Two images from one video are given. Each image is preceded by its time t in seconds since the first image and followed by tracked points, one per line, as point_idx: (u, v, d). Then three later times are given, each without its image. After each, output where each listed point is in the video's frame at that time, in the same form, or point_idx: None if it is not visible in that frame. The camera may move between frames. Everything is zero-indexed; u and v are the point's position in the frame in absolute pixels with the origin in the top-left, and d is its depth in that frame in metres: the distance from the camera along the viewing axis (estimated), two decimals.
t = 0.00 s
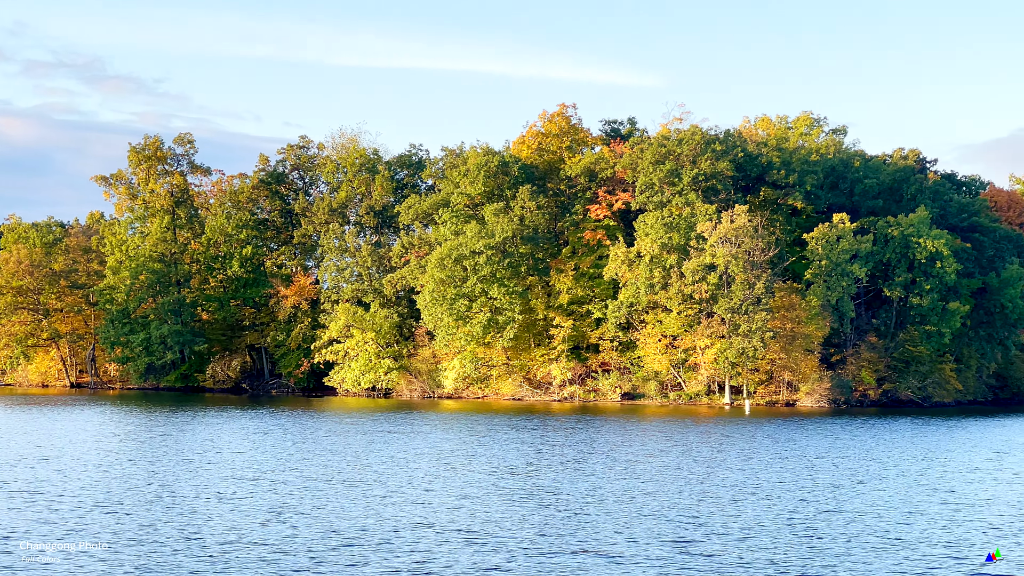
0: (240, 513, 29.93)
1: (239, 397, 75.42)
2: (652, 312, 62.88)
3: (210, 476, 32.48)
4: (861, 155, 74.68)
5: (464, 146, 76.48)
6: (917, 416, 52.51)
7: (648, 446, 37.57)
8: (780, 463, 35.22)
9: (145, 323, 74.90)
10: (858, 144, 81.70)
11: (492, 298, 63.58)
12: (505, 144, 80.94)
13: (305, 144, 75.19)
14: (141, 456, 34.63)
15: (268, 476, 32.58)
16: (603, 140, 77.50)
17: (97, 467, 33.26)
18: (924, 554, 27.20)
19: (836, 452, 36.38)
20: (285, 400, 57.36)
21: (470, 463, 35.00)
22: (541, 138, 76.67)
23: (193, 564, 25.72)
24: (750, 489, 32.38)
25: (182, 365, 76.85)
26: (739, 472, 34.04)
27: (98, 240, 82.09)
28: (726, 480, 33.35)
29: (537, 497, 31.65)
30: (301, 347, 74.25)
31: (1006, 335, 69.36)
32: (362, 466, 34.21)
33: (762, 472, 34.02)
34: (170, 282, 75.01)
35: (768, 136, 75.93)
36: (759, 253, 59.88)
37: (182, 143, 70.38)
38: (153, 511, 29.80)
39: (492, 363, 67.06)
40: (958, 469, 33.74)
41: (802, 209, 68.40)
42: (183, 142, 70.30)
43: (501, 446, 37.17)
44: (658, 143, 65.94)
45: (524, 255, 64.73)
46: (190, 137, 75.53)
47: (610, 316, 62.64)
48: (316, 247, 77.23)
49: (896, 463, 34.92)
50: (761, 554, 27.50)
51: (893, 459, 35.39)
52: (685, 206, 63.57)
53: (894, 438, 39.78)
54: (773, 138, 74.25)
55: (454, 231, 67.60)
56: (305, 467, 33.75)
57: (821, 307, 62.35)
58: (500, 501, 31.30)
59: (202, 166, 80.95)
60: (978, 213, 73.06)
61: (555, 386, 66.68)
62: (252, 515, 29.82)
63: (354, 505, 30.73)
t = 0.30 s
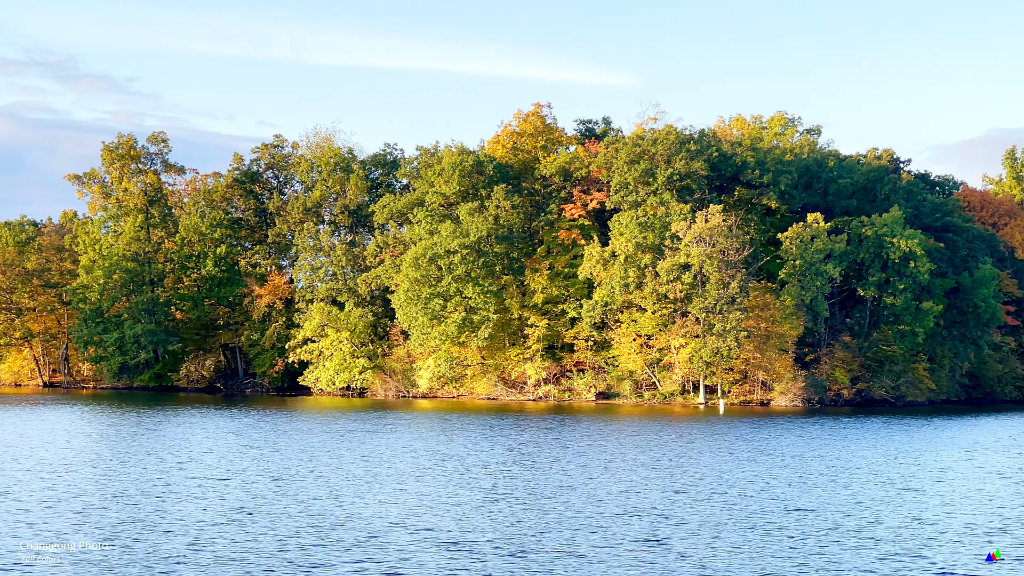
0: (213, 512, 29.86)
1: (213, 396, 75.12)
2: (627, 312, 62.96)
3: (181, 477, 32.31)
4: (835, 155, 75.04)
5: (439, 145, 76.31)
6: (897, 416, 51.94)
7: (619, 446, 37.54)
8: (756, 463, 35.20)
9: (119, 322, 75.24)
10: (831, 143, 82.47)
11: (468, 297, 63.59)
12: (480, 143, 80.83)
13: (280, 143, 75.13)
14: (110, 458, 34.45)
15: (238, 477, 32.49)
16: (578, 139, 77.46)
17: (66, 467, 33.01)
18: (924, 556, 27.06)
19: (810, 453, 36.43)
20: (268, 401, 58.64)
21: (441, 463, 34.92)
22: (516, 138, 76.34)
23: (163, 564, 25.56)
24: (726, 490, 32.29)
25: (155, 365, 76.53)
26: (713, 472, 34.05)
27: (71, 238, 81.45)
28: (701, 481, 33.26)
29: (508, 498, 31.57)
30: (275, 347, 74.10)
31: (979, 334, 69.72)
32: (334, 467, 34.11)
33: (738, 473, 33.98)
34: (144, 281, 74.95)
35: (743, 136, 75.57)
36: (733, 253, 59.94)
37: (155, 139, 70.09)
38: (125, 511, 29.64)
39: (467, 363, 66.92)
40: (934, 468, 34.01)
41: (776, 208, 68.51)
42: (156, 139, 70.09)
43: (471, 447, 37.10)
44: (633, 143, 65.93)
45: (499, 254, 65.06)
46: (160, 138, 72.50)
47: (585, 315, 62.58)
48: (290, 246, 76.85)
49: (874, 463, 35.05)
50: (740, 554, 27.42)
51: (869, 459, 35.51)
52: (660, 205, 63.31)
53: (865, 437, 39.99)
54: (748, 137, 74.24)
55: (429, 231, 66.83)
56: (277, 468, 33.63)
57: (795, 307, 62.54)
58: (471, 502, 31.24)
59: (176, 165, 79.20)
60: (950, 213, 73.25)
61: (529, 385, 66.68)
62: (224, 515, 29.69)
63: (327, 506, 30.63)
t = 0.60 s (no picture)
0: (184, 513, 29.67)
1: (188, 396, 74.85)
2: (602, 311, 62.99)
3: (150, 480, 32.12)
4: (810, 155, 74.95)
5: (414, 144, 76.06)
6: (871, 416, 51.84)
7: (589, 448, 37.48)
8: (730, 464, 35.11)
9: (93, 321, 75.13)
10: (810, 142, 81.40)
11: (443, 297, 63.50)
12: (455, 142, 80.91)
13: (254, 141, 74.83)
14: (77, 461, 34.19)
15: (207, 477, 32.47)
16: (553, 139, 77.64)
17: (32, 469, 32.63)
18: (925, 557, 26.86)
19: (784, 454, 36.40)
20: (244, 400, 58.38)
21: (411, 464, 34.77)
22: (491, 138, 76.58)
23: (131, 564, 25.32)
24: (702, 492, 32.16)
25: (129, 365, 76.22)
26: (687, 473, 33.98)
27: (43, 237, 80.90)
28: (675, 482, 33.15)
29: (480, 499, 31.46)
30: (250, 346, 73.96)
31: (952, 333, 70.17)
32: (304, 469, 33.89)
33: (713, 475, 33.86)
34: (117, 280, 74.83)
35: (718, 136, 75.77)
36: (708, 253, 60.19)
37: (128, 139, 69.73)
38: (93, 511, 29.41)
39: (442, 362, 66.84)
40: (911, 469, 34.17)
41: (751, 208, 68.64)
42: (128, 138, 69.70)
43: (440, 448, 37.02)
44: (608, 142, 66.10)
45: (473, 254, 65.16)
46: (133, 134, 72.88)
47: (560, 315, 62.57)
48: (264, 245, 75.95)
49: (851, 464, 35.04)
50: (719, 554, 27.31)
51: (845, 461, 35.52)
52: (635, 204, 63.41)
53: (836, 438, 40.13)
54: (723, 137, 74.14)
55: (404, 230, 66.21)
56: (246, 469, 33.47)
57: (770, 307, 62.77)
58: (442, 503, 31.14)
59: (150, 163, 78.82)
60: (924, 213, 73.54)
61: (504, 385, 66.70)
62: (194, 515, 29.53)
63: (298, 508, 30.48)
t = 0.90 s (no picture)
0: (154, 513, 29.52)
1: (161, 395, 74.47)
2: (577, 310, 63.01)
3: (119, 481, 31.96)
4: (785, 155, 75.04)
5: (389, 144, 75.96)
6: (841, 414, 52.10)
7: (558, 449, 37.33)
8: (704, 465, 34.93)
9: (66, 320, 74.64)
10: (782, 143, 82.27)
11: (418, 296, 63.52)
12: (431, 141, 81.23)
13: (228, 140, 74.61)
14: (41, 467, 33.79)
15: (170, 479, 32.26)
16: (528, 138, 77.84)
17: None
18: (922, 558, 26.69)
19: (759, 455, 36.27)
20: (215, 399, 57.86)
21: (380, 465, 34.53)
22: (466, 137, 77.16)
23: (92, 564, 25.11)
24: (675, 493, 32.00)
25: (102, 363, 75.77)
26: (659, 474, 33.85)
27: (17, 235, 80.33)
28: (648, 483, 32.98)
29: (448, 501, 31.28)
30: (225, 345, 73.74)
31: (925, 333, 70.49)
32: (272, 471, 33.60)
33: (688, 476, 33.68)
34: (91, 279, 74.36)
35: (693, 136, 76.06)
36: (683, 252, 60.19)
37: (102, 138, 69.67)
38: (56, 512, 29.03)
39: (418, 361, 66.48)
40: (889, 469, 34.22)
41: (726, 207, 68.33)
42: (103, 137, 69.57)
43: (407, 449, 36.82)
44: (583, 142, 66.43)
45: (449, 253, 65.31)
46: (105, 134, 70.77)
47: (535, 314, 62.59)
48: (239, 244, 75.94)
49: (829, 465, 34.93)
50: (693, 555, 27.16)
51: (822, 462, 35.46)
52: (611, 203, 63.31)
53: (808, 438, 40.18)
54: (698, 137, 74.49)
55: (379, 229, 66.45)
56: (213, 471, 33.21)
57: (746, 306, 62.46)
58: (410, 504, 30.96)
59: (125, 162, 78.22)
60: (898, 213, 73.93)
61: (479, 384, 66.66)
62: (159, 516, 29.25)
63: (272, 508, 30.41)
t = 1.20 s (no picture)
0: (125, 512, 29.37)
1: (136, 394, 74.05)
2: (552, 309, 63.00)
3: (90, 481, 31.76)
4: (760, 155, 75.35)
5: (364, 143, 76.08)
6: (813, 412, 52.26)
7: (527, 450, 37.03)
8: (681, 466, 34.65)
9: (39, 320, 73.77)
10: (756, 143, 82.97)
11: (394, 295, 63.27)
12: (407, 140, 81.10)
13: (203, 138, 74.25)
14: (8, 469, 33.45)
15: (133, 482, 31.85)
16: (504, 137, 78.10)
17: None
18: (923, 560, 26.44)
19: (736, 457, 36.01)
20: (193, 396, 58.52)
21: (349, 467, 34.16)
22: (442, 135, 77.04)
23: (61, 564, 24.93)
24: (649, 496, 31.76)
25: (77, 363, 75.15)
26: (631, 475, 33.62)
27: None
28: (622, 484, 32.78)
29: (418, 501, 31.11)
30: (199, 344, 73.43)
31: (900, 332, 70.69)
32: (244, 470, 33.50)
33: (665, 478, 33.38)
34: (65, 278, 73.74)
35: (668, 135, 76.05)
36: (660, 251, 60.52)
37: (76, 135, 69.36)
38: (15, 515, 28.52)
39: (394, 360, 65.97)
40: (870, 470, 34.11)
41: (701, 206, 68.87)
42: (77, 135, 69.33)
43: (375, 450, 36.49)
44: (559, 141, 66.45)
45: (425, 252, 65.12)
46: (80, 133, 71.01)
47: (511, 313, 62.59)
48: (214, 242, 75.56)
49: (810, 466, 34.68)
50: (665, 556, 26.96)
51: (796, 461, 35.54)
52: (586, 202, 63.47)
53: (781, 439, 40.03)
54: (674, 136, 74.67)
55: (355, 228, 66.38)
56: (178, 474, 32.76)
57: (721, 305, 62.68)
58: (377, 505, 30.73)
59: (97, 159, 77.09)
60: (873, 213, 74.03)
61: (455, 383, 66.61)
62: (120, 519, 28.83)
63: (244, 507, 30.33)
